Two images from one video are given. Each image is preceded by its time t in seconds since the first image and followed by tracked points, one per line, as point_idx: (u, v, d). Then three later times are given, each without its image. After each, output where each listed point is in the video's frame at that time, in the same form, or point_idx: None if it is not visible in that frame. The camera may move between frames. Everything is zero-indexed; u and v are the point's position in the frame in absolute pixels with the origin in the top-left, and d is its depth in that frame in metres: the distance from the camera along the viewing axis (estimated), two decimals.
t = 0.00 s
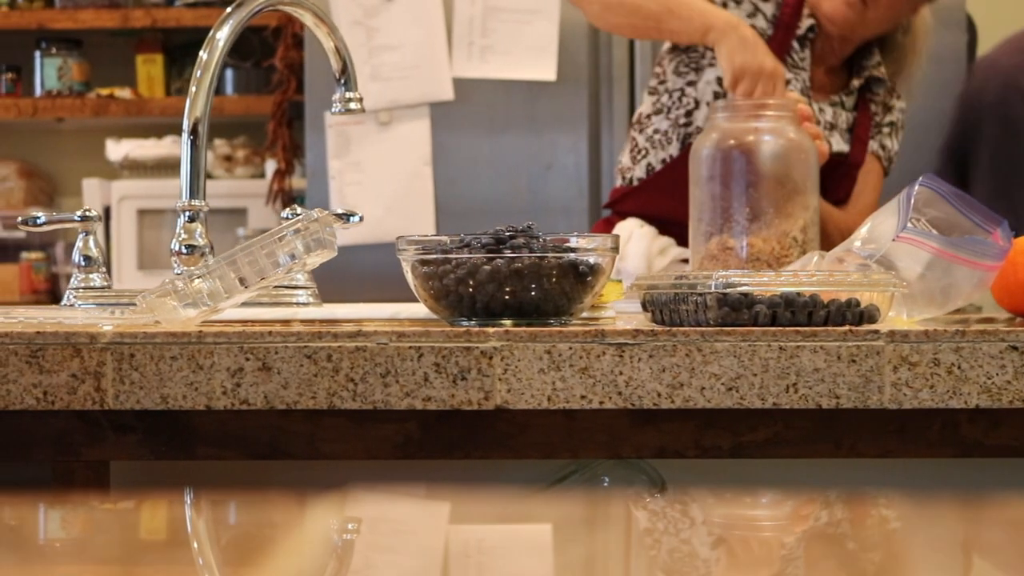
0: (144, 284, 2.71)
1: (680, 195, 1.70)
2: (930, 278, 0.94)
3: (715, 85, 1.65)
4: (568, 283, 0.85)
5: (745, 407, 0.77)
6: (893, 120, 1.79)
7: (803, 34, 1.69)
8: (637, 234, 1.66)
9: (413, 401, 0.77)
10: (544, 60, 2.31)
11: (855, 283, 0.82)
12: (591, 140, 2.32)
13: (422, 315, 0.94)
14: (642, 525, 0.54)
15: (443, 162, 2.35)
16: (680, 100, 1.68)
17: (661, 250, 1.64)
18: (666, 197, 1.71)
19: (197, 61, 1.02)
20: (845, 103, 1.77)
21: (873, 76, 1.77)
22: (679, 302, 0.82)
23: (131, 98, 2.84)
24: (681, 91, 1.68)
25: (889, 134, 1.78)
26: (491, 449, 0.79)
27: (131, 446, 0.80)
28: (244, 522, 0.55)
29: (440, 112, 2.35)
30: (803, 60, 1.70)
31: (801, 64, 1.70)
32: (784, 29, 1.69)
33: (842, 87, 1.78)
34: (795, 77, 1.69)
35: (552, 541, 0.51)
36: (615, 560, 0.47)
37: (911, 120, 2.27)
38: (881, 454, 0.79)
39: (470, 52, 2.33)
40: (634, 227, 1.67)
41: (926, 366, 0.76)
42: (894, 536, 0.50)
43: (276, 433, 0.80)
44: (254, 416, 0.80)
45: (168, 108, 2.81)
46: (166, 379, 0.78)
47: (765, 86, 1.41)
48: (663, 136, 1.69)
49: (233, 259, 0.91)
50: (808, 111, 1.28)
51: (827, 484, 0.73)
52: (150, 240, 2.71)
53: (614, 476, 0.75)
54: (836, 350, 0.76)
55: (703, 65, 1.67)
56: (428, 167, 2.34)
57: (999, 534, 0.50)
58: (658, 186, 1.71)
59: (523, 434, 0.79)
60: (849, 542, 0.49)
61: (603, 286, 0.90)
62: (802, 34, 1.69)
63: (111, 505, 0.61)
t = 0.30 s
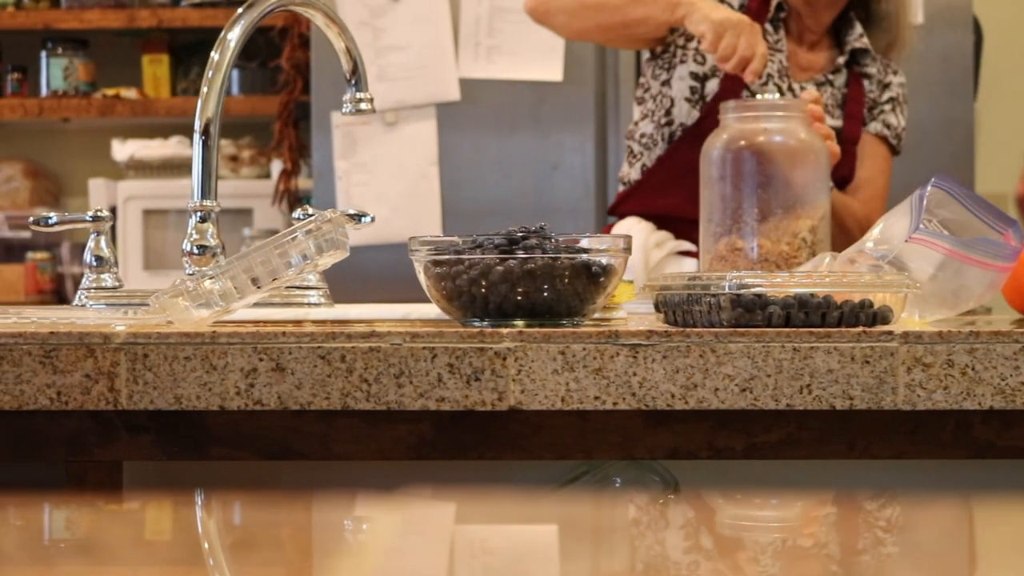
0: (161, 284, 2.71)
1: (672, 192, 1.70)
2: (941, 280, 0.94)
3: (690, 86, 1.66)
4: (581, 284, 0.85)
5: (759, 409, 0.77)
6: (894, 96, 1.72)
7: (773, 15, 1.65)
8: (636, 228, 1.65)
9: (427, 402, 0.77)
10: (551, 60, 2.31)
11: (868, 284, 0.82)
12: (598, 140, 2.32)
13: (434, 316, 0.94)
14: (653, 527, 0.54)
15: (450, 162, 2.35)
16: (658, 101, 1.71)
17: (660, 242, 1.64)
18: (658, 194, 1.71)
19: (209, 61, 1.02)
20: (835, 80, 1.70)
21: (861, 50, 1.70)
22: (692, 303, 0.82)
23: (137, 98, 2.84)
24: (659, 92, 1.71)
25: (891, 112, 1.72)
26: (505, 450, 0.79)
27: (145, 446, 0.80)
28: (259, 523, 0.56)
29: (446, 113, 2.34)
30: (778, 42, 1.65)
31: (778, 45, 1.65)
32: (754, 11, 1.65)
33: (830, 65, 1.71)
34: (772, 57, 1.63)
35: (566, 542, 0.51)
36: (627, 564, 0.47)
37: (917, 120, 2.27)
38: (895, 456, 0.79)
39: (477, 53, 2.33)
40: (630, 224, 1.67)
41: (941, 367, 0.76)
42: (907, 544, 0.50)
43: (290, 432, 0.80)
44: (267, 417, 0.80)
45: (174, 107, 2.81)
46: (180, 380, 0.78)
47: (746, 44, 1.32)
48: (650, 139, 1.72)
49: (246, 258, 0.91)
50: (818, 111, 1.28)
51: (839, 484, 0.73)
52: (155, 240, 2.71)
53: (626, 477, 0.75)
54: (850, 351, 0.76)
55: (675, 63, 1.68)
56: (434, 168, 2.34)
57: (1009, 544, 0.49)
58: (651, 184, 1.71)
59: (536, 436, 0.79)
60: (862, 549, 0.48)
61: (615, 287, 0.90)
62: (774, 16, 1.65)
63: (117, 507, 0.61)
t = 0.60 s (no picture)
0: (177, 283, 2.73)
1: (666, 192, 1.72)
2: (952, 281, 0.93)
3: (679, 91, 1.66)
4: (594, 285, 0.85)
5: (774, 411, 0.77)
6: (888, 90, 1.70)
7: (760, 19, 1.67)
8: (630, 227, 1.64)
9: (441, 402, 0.77)
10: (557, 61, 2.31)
11: (882, 285, 0.82)
12: (605, 142, 2.31)
13: (446, 316, 0.94)
14: (667, 525, 0.54)
15: (457, 163, 2.35)
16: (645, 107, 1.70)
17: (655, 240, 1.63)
18: (653, 194, 1.73)
19: (221, 61, 1.02)
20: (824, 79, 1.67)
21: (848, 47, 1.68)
22: (705, 304, 0.82)
23: (143, 98, 2.84)
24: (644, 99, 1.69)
25: (887, 106, 1.70)
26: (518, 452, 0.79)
27: (159, 446, 0.80)
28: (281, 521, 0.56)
29: (452, 114, 2.34)
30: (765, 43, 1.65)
31: (764, 46, 1.65)
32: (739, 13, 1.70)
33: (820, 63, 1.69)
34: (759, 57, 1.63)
35: (579, 543, 0.52)
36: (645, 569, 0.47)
37: (923, 120, 2.27)
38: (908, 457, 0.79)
39: (483, 53, 2.33)
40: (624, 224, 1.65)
41: (955, 369, 0.76)
42: (925, 546, 0.49)
43: (305, 433, 0.80)
44: (282, 417, 0.80)
45: (179, 107, 2.81)
46: (194, 380, 0.78)
47: (729, 47, 1.34)
48: (641, 144, 1.73)
49: (258, 260, 0.91)
50: (829, 112, 1.28)
51: (854, 486, 0.73)
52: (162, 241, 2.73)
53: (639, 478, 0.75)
54: (864, 353, 0.76)
55: (662, 70, 1.67)
56: (440, 168, 2.35)
57: (1014, 545, 0.49)
58: (644, 182, 1.73)
59: (551, 436, 0.79)
60: (875, 551, 0.48)
61: (627, 289, 0.90)
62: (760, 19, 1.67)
63: (124, 508, 0.61)
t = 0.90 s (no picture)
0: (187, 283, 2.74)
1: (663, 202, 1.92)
2: (964, 283, 0.93)
3: (670, 103, 1.89)
4: (608, 285, 0.85)
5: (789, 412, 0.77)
6: (881, 83, 1.84)
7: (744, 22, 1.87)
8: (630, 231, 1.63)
9: (456, 403, 0.77)
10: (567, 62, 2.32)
11: (896, 287, 0.82)
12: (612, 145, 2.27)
13: (458, 317, 0.94)
14: (677, 511, 0.54)
15: (464, 163, 2.35)
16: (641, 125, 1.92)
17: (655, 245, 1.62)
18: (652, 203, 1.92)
19: (233, 61, 1.02)
20: (813, 78, 1.85)
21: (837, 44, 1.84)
22: (720, 305, 0.82)
23: (149, 98, 2.85)
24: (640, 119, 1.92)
25: (880, 100, 1.83)
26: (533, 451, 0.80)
27: (173, 445, 0.80)
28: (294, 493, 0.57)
29: (460, 114, 2.35)
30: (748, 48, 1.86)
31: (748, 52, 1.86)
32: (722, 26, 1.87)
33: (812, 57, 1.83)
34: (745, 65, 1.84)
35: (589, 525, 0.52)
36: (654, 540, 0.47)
37: (930, 123, 2.27)
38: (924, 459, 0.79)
39: (490, 53, 2.34)
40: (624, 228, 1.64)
41: (970, 370, 0.76)
42: (930, 516, 0.49)
43: (319, 433, 0.80)
44: (296, 417, 0.80)
45: (185, 107, 2.81)
46: (209, 380, 0.78)
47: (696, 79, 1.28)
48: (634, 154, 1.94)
49: (269, 261, 0.91)
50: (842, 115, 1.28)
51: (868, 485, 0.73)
52: (167, 240, 2.74)
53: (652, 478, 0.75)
54: (879, 354, 0.76)
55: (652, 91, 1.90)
56: (447, 169, 2.35)
57: (1017, 521, 0.48)
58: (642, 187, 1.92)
59: (565, 437, 0.79)
60: (881, 523, 0.48)
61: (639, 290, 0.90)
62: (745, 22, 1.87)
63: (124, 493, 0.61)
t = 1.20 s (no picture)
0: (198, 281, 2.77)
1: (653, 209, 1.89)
2: (977, 283, 0.92)
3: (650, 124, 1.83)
4: (623, 284, 0.85)
5: (805, 411, 0.77)
6: (865, 71, 1.82)
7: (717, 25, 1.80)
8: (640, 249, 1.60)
9: (472, 402, 0.77)
10: (574, 62, 2.32)
11: (912, 286, 0.82)
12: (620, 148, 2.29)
13: (473, 316, 0.94)
14: (689, 506, 0.54)
15: (472, 162, 2.35)
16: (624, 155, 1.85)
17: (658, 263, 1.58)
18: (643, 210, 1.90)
19: (247, 60, 1.02)
20: (791, 71, 1.80)
21: (811, 34, 1.80)
22: (736, 305, 0.81)
23: (156, 97, 2.86)
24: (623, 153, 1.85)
25: (870, 87, 1.82)
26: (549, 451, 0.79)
27: (187, 443, 0.80)
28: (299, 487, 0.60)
29: (468, 113, 2.35)
30: (725, 50, 1.80)
31: (724, 53, 1.80)
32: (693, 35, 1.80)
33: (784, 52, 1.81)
34: (722, 66, 1.80)
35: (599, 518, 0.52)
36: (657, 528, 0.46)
37: (936, 123, 2.27)
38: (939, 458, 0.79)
39: (498, 53, 2.33)
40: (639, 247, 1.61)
41: (987, 371, 0.76)
42: (938, 514, 0.50)
43: (334, 433, 0.80)
44: (311, 415, 0.80)
45: (192, 106, 2.82)
46: (225, 378, 0.78)
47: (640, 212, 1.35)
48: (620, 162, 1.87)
49: (281, 261, 0.90)
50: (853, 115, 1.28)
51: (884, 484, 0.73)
52: (173, 241, 2.75)
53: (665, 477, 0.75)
54: (896, 354, 0.76)
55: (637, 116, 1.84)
56: (455, 168, 2.35)
57: None
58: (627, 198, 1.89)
59: (581, 436, 0.79)
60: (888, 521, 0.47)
61: (653, 290, 0.90)
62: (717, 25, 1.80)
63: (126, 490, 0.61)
